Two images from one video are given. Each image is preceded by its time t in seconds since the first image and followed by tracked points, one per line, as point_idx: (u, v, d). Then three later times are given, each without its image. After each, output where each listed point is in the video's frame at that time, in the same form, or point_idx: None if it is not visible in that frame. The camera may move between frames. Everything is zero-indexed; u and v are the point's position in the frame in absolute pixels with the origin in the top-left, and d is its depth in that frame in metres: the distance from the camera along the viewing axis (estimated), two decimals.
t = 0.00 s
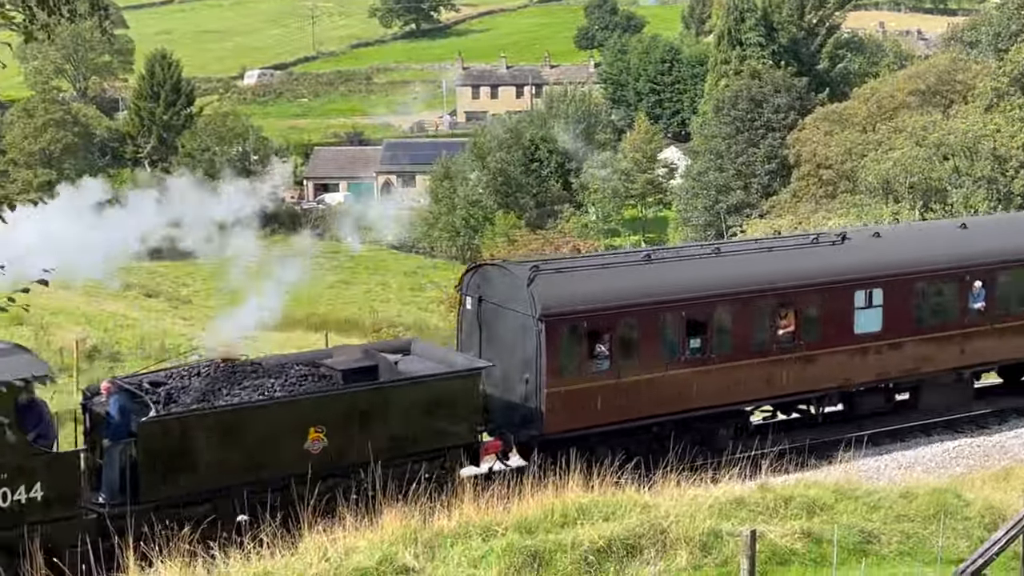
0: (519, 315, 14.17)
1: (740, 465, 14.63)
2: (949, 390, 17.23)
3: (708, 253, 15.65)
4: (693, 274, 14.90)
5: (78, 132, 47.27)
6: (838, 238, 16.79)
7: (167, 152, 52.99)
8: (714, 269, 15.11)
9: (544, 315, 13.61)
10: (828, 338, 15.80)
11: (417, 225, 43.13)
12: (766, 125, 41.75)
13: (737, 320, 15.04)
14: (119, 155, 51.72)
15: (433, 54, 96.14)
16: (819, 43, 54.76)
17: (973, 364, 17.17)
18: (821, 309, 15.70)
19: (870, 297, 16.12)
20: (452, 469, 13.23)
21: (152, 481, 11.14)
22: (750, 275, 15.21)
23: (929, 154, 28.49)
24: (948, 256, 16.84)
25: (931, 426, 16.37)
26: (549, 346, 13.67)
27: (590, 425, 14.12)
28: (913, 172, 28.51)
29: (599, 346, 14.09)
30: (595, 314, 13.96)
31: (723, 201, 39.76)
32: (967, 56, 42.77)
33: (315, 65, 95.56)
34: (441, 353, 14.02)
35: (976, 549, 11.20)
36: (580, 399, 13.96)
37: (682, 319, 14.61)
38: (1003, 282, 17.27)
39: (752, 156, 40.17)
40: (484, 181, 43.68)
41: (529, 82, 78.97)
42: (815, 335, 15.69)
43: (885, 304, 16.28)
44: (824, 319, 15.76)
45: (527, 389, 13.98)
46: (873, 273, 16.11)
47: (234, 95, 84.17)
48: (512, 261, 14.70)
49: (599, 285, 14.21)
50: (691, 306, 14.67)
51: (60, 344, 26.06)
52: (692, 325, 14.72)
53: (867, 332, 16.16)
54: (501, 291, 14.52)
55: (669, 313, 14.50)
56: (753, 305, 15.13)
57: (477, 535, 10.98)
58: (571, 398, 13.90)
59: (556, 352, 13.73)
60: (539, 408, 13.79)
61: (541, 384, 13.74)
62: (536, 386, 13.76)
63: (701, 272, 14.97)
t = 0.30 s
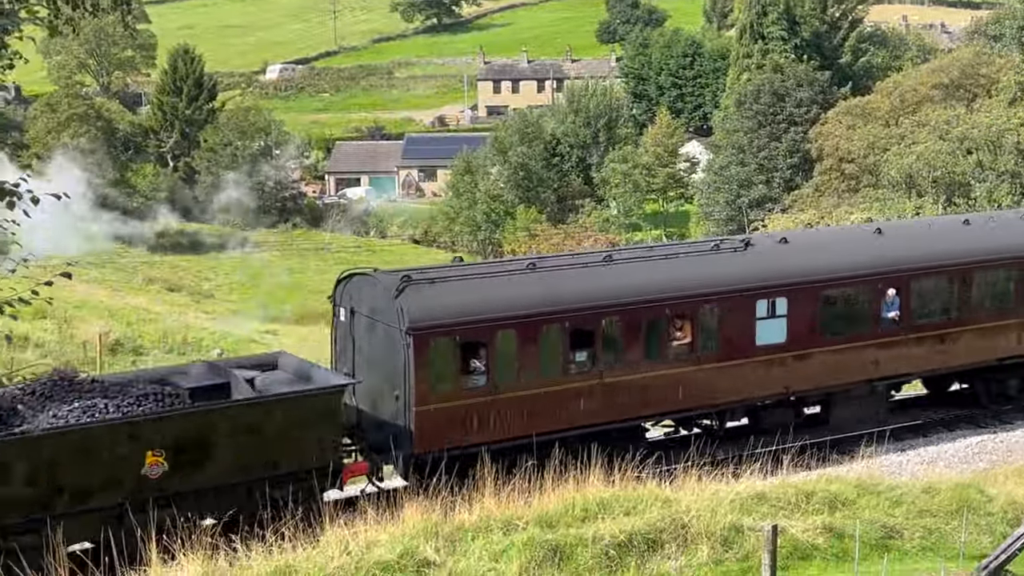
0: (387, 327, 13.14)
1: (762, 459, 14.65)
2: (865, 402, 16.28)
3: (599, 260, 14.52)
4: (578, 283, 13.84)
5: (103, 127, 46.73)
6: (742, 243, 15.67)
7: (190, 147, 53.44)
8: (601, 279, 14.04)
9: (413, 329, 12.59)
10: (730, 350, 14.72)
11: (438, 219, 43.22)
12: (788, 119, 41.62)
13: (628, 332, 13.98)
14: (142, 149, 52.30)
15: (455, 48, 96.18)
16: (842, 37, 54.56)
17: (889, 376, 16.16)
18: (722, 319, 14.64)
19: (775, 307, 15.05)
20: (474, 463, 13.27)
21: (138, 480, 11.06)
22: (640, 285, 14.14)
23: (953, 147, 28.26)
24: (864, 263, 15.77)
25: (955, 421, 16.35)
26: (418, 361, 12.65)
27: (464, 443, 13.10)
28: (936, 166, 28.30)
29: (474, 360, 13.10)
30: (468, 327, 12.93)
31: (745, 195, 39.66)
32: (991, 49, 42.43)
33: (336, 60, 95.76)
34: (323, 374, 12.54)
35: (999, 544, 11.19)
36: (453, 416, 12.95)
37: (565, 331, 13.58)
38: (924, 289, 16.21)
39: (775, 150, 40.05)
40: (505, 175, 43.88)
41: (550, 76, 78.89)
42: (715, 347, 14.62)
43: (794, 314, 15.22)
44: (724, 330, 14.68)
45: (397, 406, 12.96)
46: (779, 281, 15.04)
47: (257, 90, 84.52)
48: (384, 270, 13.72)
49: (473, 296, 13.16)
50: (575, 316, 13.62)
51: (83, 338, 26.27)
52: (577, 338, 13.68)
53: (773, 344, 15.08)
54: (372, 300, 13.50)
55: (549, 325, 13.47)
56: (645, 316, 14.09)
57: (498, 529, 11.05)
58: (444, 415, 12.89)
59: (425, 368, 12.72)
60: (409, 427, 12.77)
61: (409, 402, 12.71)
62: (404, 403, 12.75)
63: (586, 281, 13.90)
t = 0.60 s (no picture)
0: (225, 344, 12.15)
1: (776, 454, 14.67)
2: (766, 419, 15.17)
3: (465, 271, 13.48)
4: (436, 295, 12.85)
5: (118, 122, 44.07)
6: (628, 251, 14.62)
7: (205, 143, 53.81)
8: (465, 291, 13.03)
9: (248, 346, 11.62)
10: (608, 365, 13.69)
11: (453, 214, 43.24)
12: (804, 114, 41.53)
13: (495, 347, 13.00)
14: (157, 145, 53.04)
15: (469, 43, 96.21)
16: (859, 31, 54.26)
17: (787, 389, 15.02)
18: (601, 333, 13.63)
19: (658, 319, 14.00)
20: (488, 456, 13.25)
21: (151, 477, 11.13)
22: (506, 296, 13.15)
23: (969, 142, 28.28)
24: (758, 272, 14.71)
25: (971, 418, 16.37)
26: (259, 380, 11.67)
27: (367, 459, 12.43)
28: (952, 160, 28.18)
29: (324, 380, 12.13)
30: (311, 343, 11.96)
31: (760, 190, 39.60)
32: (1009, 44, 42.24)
33: (351, 54, 95.80)
34: (148, 388, 11.86)
35: (1015, 540, 11.17)
36: (294, 440, 11.93)
37: (424, 345, 12.62)
38: (826, 299, 15.13)
39: (791, 144, 40.00)
40: (519, 171, 44.02)
41: (564, 70, 78.81)
42: (592, 363, 13.59)
43: (682, 327, 14.17)
44: (604, 345, 13.67)
45: (239, 430, 11.97)
46: (661, 292, 14.02)
47: (272, 84, 84.68)
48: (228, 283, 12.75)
49: (318, 310, 12.19)
50: (438, 330, 12.70)
51: (99, 332, 26.49)
52: (437, 353, 12.72)
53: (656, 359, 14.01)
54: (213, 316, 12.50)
55: (405, 341, 12.50)
56: (511, 330, 13.10)
57: (512, 524, 11.09)
58: (284, 438, 11.87)
59: (264, 389, 11.72)
60: (249, 451, 11.79)
61: (249, 425, 11.71)
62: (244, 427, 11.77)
63: (445, 294, 12.90)
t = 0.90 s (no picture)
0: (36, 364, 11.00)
1: (787, 450, 14.68)
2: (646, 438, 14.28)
3: (309, 284, 12.43)
4: (320, 309, 12.01)
5: (131, 117, 43.94)
6: (493, 260, 13.56)
7: (216, 138, 54.04)
8: (310, 306, 12.01)
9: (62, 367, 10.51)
10: (469, 382, 12.74)
11: (464, 209, 43.23)
12: (815, 109, 41.43)
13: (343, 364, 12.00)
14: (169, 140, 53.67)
15: (480, 38, 96.23)
16: (870, 26, 54.13)
17: (667, 406, 14.17)
18: (462, 349, 12.68)
19: (525, 333, 13.08)
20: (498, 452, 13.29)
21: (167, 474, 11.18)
22: (349, 311, 12.12)
23: (982, 136, 28.32)
24: (641, 281, 13.84)
25: (983, 413, 16.39)
26: (69, 405, 10.57)
27: (377, 455, 12.40)
28: (964, 155, 28.08)
29: (145, 402, 11.02)
30: (128, 364, 10.86)
31: (771, 184, 39.54)
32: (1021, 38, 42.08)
33: (362, 50, 95.88)
34: None
35: None
36: (135, 466, 10.97)
37: (259, 364, 11.59)
38: (710, 311, 14.27)
39: (803, 139, 39.92)
40: (530, 166, 44.03)
41: (575, 66, 78.73)
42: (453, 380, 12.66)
43: (553, 340, 13.24)
44: (466, 362, 12.73)
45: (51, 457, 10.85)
46: (531, 305, 13.08)
47: (282, 80, 84.84)
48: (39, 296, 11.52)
49: (144, 327, 11.09)
50: (279, 347, 11.69)
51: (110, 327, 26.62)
52: (275, 372, 11.69)
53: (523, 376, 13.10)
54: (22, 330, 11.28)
55: (237, 359, 11.45)
56: (355, 349, 12.10)
57: (522, 519, 11.12)
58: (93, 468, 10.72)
59: (78, 413, 10.63)
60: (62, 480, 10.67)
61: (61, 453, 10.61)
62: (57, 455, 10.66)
63: (277, 310, 11.80)
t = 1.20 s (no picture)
0: None
1: (794, 446, 14.68)
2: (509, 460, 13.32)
3: (129, 298, 11.47)
4: (148, 320, 11.15)
5: (138, 112, 43.63)
6: (339, 273, 12.67)
7: (224, 133, 54.27)
8: (129, 322, 11.05)
9: None
10: (406, 389, 12.36)
11: (471, 204, 43.28)
12: (823, 104, 41.25)
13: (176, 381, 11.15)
14: (177, 135, 54.21)
15: (488, 33, 96.20)
16: (879, 21, 53.92)
17: (529, 426, 13.23)
18: (298, 364, 11.76)
19: (368, 350, 12.17)
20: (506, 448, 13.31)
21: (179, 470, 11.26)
22: (361, 305, 12.19)
23: (990, 132, 28.24)
24: (502, 293, 12.94)
25: (990, 408, 16.35)
26: None
27: (384, 450, 12.42)
28: (973, 150, 28.04)
29: None
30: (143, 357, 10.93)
31: (779, 179, 39.51)
32: None
33: (369, 45, 95.90)
34: None
35: None
36: (113, 469, 10.88)
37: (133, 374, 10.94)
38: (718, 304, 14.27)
39: (811, 134, 39.80)
40: (537, 161, 44.02)
41: (583, 61, 78.60)
42: (288, 399, 11.71)
43: (397, 358, 12.31)
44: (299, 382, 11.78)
45: None
46: (365, 320, 12.11)
47: (290, 75, 84.99)
48: None
49: None
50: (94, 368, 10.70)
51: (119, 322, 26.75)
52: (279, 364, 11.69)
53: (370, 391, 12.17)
54: None
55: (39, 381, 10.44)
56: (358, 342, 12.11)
57: (530, 515, 11.14)
58: (38, 474, 10.48)
59: None
60: None
61: None
62: None
63: (163, 316, 11.25)
